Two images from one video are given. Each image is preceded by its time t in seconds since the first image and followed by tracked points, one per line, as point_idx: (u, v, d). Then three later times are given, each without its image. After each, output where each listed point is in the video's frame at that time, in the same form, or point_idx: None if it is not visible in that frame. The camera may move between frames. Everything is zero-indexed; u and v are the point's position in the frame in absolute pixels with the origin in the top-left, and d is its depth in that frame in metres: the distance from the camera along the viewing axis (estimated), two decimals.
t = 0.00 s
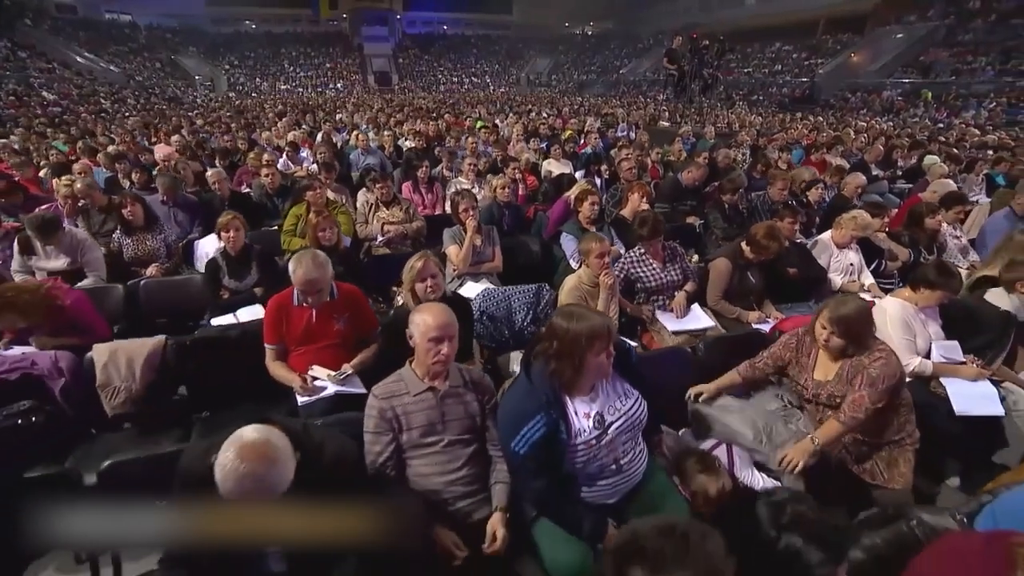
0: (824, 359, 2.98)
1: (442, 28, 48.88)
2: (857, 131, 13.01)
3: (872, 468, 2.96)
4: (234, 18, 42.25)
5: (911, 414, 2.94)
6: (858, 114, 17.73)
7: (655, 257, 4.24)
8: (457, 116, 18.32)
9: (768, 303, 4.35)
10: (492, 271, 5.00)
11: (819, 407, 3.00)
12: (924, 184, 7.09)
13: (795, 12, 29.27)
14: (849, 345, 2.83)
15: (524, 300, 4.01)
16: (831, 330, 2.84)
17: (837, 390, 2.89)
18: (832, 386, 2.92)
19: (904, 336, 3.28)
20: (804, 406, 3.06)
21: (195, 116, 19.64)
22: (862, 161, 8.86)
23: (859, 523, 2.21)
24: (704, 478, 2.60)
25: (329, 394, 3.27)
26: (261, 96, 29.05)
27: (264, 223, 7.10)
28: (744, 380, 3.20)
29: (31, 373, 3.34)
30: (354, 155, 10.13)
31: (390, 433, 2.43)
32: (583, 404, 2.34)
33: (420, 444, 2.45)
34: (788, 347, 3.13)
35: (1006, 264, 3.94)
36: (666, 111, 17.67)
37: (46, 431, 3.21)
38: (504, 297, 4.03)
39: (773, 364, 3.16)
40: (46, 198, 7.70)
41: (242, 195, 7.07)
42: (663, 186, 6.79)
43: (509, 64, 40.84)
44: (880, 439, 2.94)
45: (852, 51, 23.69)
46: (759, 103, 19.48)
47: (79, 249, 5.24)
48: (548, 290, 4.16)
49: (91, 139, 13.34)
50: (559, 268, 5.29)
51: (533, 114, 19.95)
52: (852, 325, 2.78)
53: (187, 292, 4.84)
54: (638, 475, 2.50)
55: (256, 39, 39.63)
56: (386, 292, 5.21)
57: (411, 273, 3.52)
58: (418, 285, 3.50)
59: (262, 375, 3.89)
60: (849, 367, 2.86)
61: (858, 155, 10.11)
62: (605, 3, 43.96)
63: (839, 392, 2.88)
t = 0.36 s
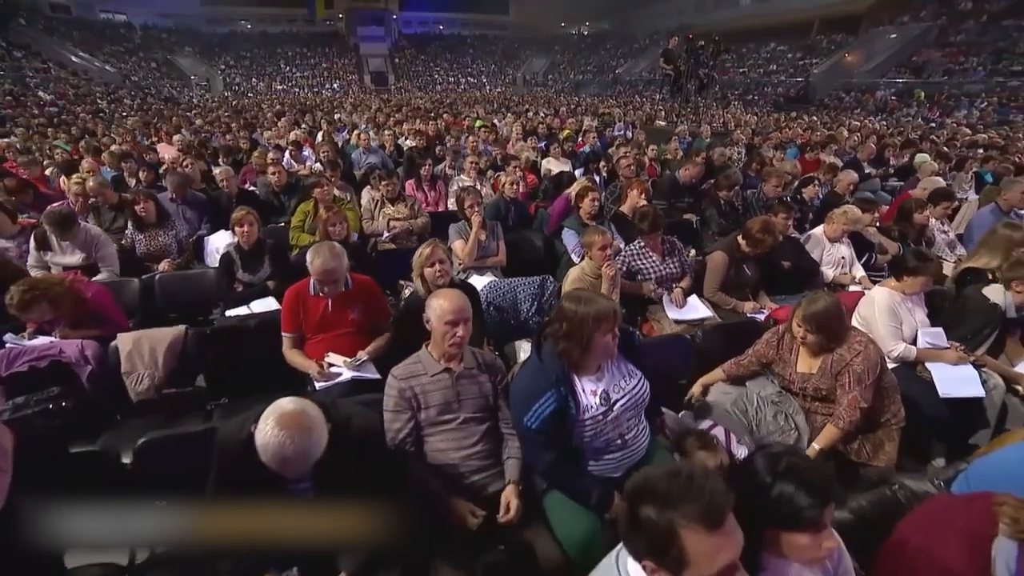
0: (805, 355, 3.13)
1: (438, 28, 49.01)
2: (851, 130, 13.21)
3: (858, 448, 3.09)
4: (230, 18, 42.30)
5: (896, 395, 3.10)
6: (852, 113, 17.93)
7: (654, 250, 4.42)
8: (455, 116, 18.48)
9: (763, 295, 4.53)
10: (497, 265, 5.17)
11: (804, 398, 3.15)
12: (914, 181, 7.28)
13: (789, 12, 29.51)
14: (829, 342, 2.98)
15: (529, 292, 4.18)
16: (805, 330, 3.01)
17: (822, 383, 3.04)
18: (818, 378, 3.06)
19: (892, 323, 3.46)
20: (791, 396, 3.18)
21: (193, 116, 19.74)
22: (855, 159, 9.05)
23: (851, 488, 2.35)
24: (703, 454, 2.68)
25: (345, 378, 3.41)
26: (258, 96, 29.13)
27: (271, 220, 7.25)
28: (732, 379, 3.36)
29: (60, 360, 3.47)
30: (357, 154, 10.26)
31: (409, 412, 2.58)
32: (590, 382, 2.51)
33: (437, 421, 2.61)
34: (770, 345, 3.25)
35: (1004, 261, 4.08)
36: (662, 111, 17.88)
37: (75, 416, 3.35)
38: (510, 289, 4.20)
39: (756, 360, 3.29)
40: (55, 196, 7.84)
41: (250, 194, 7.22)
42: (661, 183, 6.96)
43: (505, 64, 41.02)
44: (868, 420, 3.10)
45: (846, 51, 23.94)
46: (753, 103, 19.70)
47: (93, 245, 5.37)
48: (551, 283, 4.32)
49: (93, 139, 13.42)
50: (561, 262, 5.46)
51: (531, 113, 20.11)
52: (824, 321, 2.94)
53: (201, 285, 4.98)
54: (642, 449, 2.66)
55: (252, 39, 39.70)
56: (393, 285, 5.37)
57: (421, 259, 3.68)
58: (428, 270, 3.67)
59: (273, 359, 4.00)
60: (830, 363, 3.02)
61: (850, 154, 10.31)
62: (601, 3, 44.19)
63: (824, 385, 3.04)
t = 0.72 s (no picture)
0: (797, 343, 3.29)
1: (434, 28, 49.08)
2: (844, 129, 13.43)
3: (849, 429, 3.25)
4: (225, 18, 42.29)
5: (884, 379, 3.26)
6: (846, 112, 18.15)
7: (654, 243, 4.58)
8: (453, 115, 18.63)
9: (758, 288, 4.71)
10: (501, 260, 5.33)
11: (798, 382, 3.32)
12: (905, 179, 7.48)
13: (784, 13, 29.72)
14: (821, 330, 3.15)
15: (534, 284, 4.34)
16: (798, 321, 3.18)
17: (814, 368, 3.21)
18: (811, 364, 3.23)
19: (879, 312, 3.69)
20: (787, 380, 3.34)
21: (192, 116, 19.82)
22: (848, 157, 9.25)
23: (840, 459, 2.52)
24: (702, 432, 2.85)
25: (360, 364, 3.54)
26: (254, 96, 29.18)
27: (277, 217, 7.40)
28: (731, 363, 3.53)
29: (85, 349, 3.63)
30: (359, 152, 10.39)
31: (425, 392, 2.75)
32: (597, 363, 2.67)
33: (453, 401, 2.78)
34: (765, 332, 3.43)
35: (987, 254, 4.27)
36: (658, 110, 18.05)
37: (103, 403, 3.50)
38: (515, 281, 4.35)
39: (753, 346, 3.47)
40: (63, 194, 7.96)
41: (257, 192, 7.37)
42: (658, 180, 7.13)
43: (502, 64, 41.18)
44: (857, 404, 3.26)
45: (840, 51, 24.17)
46: (749, 103, 19.90)
47: (107, 240, 5.51)
48: (555, 276, 4.48)
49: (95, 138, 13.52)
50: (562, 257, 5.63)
51: (529, 112, 20.28)
52: (814, 311, 3.11)
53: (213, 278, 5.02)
54: (645, 427, 2.83)
55: (248, 39, 39.71)
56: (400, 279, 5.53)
57: (429, 250, 3.83)
58: (435, 259, 3.82)
59: (287, 348, 4.14)
60: (823, 351, 3.18)
61: (844, 152, 10.50)
62: (597, 3, 44.34)
63: (816, 369, 3.20)
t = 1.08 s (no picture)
0: (793, 326, 3.48)
1: (430, 29, 49.18)
2: (838, 129, 13.62)
3: (839, 410, 3.44)
4: (221, 18, 42.28)
5: (873, 365, 3.42)
6: (841, 112, 18.36)
7: (653, 237, 4.76)
8: (451, 115, 18.75)
9: (754, 280, 4.88)
10: (504, 255, 5.49)
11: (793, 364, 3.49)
12: (897, 176, 7.66)
13: (778, 14, 29.94)
14: (815, 312, 3.34)
15: (538, 277, 4.51)
16: (795, 302, 3.37)
17: (809, 350, 3.39)
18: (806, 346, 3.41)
19: (869, 301, 3.90)
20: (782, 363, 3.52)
21: (190, 116, 19.88)
22: (842, 156, 9.43)
23: (831, 435, 2.68)
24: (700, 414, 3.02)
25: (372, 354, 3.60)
26: (251, 96, 29.20)
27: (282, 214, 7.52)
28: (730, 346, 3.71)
29: (109, 339, 3.77)
30: (361, 151, 10.53)
31: (441, 374, 2.93)
32: (603, 346, 2.85)
33: (466, 382, 2.95)
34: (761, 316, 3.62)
35: (973, 247, 4.44)
36: (655, 110, 18.21)
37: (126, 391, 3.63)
38: (520, 273, 4.52)
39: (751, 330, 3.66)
40: (71, 192, 8.06)
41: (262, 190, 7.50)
42: (656, 178, 7.30)
43: (498, 64, 41.31)
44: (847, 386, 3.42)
45: (835, 52, 24.40)
46: (744, 103, 20.08)
47: (120, 236, 5.61)
48: (557, 269, 4.65)
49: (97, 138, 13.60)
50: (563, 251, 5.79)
51: (526, 112, 20.43)
52: (810, 294, 3.30)
53: (225, 273, 5.14)
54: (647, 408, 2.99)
55: (243, 39, 39.69)
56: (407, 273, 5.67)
57: (438, 243, 4.00)
58: (444, 251, 3.99)
59: (303, 338, 4.29)
60: (820, 332, 3.35)
61: (838, 151, 10.67)
62: (592, 4, 44.51)
63: (810, 351, 3.39)
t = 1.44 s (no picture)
0: (788, 314, 3.65)
1: (426, 29, 49.28)
2: (833, 128, 13.80)
3: (832, 394, 3.61)
4: (217, 18, 42.33)
5: (863, 349, 3.60)
6: (836, 112, 18.57)
7: (652, 232, 4.93)
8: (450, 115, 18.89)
9: (750, 274, 5.05)
10: (507, 250, 5.66)
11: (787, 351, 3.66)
12: (889, 175, 7.85)
13: (774, 15, 30.14)
14: (809, 301, 3.51)
15: (542, 270, 4.68)
16: (790, 292, 3.54)
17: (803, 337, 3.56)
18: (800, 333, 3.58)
19: (859, 291, 4.10)
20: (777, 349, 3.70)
21: (190, 116, 20.00)
22: (835, 156, 9.62)
23: (821, 413, 2.85)
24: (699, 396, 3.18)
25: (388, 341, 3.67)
26: (248, 96, 29.28)
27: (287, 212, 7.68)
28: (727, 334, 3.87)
29: (130, 329, 3.78)
30: (362, 151, 10.70)
31: (454, 359, 3.10)
32: (607, 332, 3.01)
33: (478, 367, 3.12)
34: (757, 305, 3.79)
35: (958, 240, 4.63)
36: (652, 110, 18.39)
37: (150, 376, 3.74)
38: (524, 267, 4.69)
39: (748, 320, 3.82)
40: (79, 191, 8.21)
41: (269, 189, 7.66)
42: (654, 176, 7.48)
43: (494, 64, 41.44)
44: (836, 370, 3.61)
45: (830, 52, 24.62)
46: (740, 103, 20.29)
47: (132, 233, 5.78)
48: (560, 263, 4.82)
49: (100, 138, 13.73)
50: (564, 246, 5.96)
51: (525, 112, 20.61)
52: (805, 283, 3.47)
53: (235, 268, 5.27)
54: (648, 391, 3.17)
55: (240, 39, 39.75)
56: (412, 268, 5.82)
57: (447, 237, 4.17)
58: (452, 244, 4.14)
59: (317, 329, 4.44)
60: (807, 318, 3.52)
61: (831, 149, 10.85)
62: (589, 4, 44.64)
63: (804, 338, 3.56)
